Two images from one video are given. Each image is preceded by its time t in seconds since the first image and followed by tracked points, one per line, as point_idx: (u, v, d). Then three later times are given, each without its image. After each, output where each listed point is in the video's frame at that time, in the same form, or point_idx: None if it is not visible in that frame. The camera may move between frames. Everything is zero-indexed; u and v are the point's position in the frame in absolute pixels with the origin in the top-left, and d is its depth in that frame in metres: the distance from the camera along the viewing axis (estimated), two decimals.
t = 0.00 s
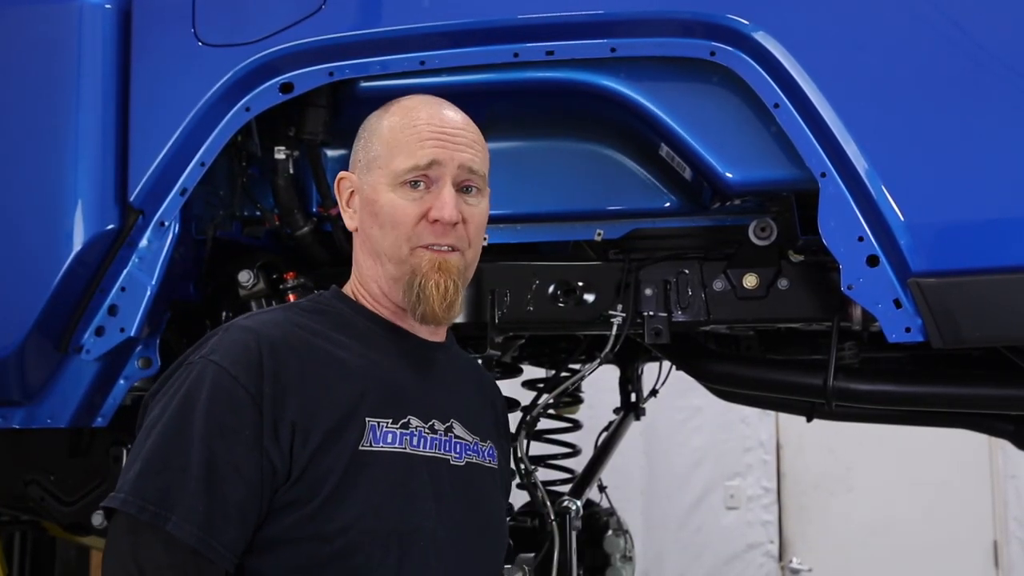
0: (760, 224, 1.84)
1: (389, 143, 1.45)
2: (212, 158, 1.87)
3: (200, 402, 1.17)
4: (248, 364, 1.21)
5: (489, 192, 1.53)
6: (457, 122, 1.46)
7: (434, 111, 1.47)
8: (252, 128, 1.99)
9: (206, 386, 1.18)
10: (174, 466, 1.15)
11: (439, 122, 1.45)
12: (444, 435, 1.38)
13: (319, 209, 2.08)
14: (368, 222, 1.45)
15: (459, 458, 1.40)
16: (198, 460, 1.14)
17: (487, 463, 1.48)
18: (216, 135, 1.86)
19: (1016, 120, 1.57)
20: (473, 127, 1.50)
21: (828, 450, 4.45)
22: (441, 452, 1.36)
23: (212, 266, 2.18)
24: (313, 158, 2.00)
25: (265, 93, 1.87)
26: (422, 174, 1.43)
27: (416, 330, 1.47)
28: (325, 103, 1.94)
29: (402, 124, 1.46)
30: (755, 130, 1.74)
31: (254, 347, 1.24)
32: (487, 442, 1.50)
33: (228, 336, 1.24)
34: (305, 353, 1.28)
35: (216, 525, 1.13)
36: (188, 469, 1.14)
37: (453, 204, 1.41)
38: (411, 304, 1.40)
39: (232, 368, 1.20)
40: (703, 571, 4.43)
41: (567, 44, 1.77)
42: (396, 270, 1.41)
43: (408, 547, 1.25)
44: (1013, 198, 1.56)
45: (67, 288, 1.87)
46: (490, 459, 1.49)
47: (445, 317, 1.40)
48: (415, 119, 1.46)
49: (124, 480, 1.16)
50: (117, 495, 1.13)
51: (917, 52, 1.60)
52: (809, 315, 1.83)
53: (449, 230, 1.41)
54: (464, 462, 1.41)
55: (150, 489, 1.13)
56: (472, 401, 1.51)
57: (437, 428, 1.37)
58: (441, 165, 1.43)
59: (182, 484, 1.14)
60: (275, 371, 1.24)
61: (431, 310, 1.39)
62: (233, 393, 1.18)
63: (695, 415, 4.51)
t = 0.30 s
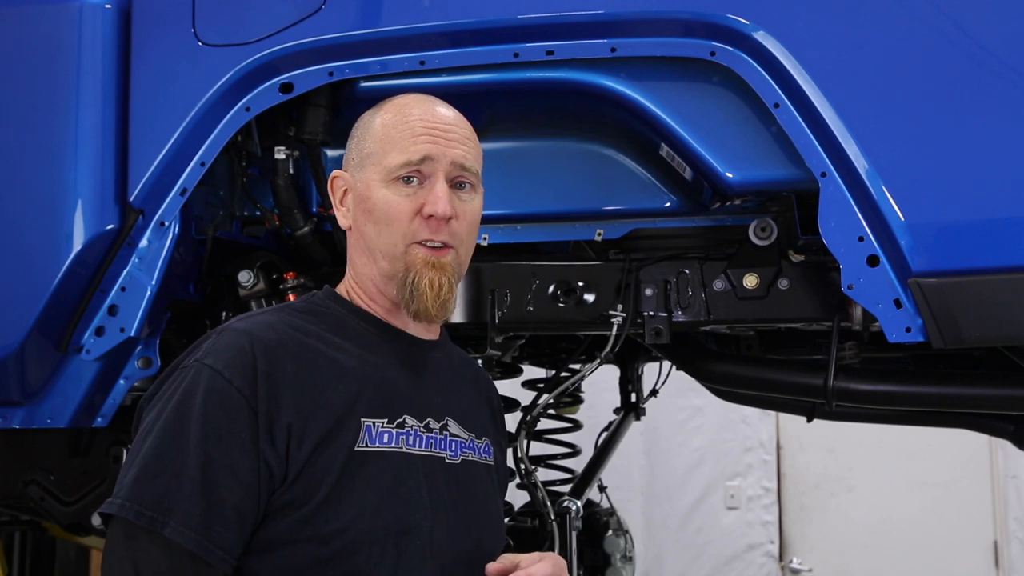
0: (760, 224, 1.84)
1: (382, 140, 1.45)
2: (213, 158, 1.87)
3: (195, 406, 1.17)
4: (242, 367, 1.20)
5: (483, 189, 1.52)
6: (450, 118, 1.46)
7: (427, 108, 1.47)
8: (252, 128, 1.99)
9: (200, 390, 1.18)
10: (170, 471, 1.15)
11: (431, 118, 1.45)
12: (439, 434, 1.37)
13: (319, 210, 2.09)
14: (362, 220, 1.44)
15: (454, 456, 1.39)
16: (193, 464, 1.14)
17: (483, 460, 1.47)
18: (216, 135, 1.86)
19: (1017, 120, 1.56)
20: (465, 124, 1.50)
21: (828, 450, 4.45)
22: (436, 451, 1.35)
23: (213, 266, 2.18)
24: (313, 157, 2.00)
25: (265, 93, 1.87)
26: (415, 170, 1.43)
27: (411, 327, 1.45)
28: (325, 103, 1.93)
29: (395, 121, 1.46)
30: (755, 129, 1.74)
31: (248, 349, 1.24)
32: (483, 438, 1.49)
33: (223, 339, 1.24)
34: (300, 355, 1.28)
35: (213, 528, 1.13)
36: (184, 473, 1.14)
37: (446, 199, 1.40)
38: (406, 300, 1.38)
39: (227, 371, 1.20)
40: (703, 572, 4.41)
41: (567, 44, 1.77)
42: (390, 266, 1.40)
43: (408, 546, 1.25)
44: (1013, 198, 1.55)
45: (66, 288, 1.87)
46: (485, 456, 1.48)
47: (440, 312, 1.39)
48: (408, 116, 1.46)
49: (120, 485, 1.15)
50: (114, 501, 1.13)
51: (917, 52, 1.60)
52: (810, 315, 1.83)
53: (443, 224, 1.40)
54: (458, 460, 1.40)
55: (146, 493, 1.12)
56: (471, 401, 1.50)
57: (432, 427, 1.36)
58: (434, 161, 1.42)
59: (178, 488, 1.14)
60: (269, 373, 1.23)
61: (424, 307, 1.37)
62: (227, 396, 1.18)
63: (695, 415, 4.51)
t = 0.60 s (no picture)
0: (760, 224, 1.84)
1: (367, 138, 1.46)
2: (213, 158, 1.87)
3: (185, 410, 1.17)
4: (231, 370, 1.20)
5: (473, 183, 1.52)
6: (435, 113, 1.46)
7: (411, 104, 1.47)
8: (252, 128, 1.99)
9: (190, 394, 1.18)
10: (162, 475, 1.15)
11: (416, 114, 1.46)
12: (434, 433, 1.36)
13: (319, 210, 2.08)
14: (351, 218, 1.45)
15: (452, 454, 1.39)
16: (184, 468, 1.14)
17: (482, 458, 1.47)
18: (216, 135, 1.86)
19: (1017, 121, 1.56)
20: (451, 119, 1.50)
21: (828, 450, 4.45)
22: (432, 450, 1.35)
23: (213, 266, 2.18)
24: (314, 157, 2.00)
25: (265, 93, 1.87)
26: (401, 166, 1.43)
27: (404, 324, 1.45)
28: (325, 103, 1.93)
29: (380, 119, 1.47)
30: (755, 129, 1.73)
31: (238, 352, 1.23)
32: (482, 436, 1.49)
33: (213, 342, 1.24)
34: (290, 356, 1.28)
35: (205, 531, 1.13)
36: (175, 476, 1.14)
37: (432, 193, 1.40)
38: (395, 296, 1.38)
39: (217, 374, 1.20)
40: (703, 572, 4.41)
41: (567, 44, 1.77)
42: (379, 263, 1.40)
43: (407, 546, 1.25)
44: (1013, 198, 1.55)
45: (66, 288, 1.87)
46: (485, 454, 1.48)
47: (430, 307, 1.39)
48: (393, 114, 1.46)
49: (112, 489, 1.16)
50: (106, 505, 1.13)
51: (917, 52, 1.60)
52: (810, 315, 1.83)
53: (430, 219, 1.41)
54: (456, 458, 1.40)
55: (138, 498, 1.12)
56: (470, 401, 1.50)
57: (427, 426, 1.36)
58: (419, 156, 1.43)
59: (170, 491, 1.14)
60: (259, 375, 1.23)
61: (414, 302, 1.37)
62: (217, 400, 1.18)
63: (696, 415, 4.50)
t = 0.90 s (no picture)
0: (760, 224, 1.84)
1: (367, 139, 1.46)
2: (213, 158, 1.87)
3: (183, 412, 1.17)
4: (229, 372, 1.20)
5: (472, 185, 1.52)
6: (433, 114, 1.46)
7: (410, 106, 1.48)
8: (253, 128, 1.99)
9: (188, 396, 1.18)
10: (161, 477, 1.14)
11: (415, 115, 1.46)
12: (435, 433, 1.36)
13: (320, 210, 2.08)
14: (351, 220, 1.44)
15: (452, 455, 1.39)
16: (182, 470, 1.14)
17: (483, 458, 1.47)
18: (216, 135, 1.86)
19: (1018, 121, 1.56)
20: (450, 120, 1.50)
21: (828, 450, 4.45)
22: (432, 450, 1.35)
23: (213, 266, 2.18)
24: (314, 158, 1.99)
25: (266, 93, 1.87)
26: (401, 167, 1.43)
27: (405, 326, 1.44)
28: (326, 104, 1.93)
29: (379, 120, 1.47)
30: (755, 129, 1.73)
31: (237, 354, 1.24)
32: (484, 436, 1.49)
33: (210, 345, 1.24)
34: (289, 358, 1.28)
35: (203, 534, 1.13)
36: (173, 478, 1.14)
37: (432, 194, 1.40)
38: (398, 297, 1.38)
39: (215, 376, 1.20)
40: (704, 573, 4.40)
41: (568, 44, 1.77)
42: (380, 264, 1.40)
43: (408, 546, 1.25)
44: (1013, 198, 1.55)
45: (67, 289, 1.87)
46: (486, 454, 1.47)
47: (433, 308, 1.38)
48: (392, 115, 1.47)
49: (111, 492, 1.16)
50: (104, 508, 1.13)
51: (917, 52, 1.60)
52: (811, 315, 1.83)
53: (431, 220, 1.41)
54: (456, 458, 1.39)
55: (136, 500, 1.12)
56: (470, 401, 1.50)
57: (428, 426, 1.36)
58: (419, 156, 1.43)
59: (168, 494, 1.14)
60: (258, 376, 1.23)
61: (416, 302, 1.37)
62: (215, 402, 1.18)
63: (697, 416, 4.50)
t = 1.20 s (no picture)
0: (760, 224, 1.84)
1: (395, 130, 1.48)
2: (213, 158, 1.87)
3: (178, 416, 1.17)
4: (223, 375, 1.20)
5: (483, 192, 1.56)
6: (461, 115, 1.51)
7: (439, 104, 1.51)
8: (253, 128, 1.99)
9: (183, 400, 1.18)
10: (157, 481, 1.15)
11: (444, 113, 1.49)
12: (431, 434, 1.36)
13: (320, 209, 2.08)
14: (369, 207, 1.44)
15: (450, 455, 1.39)
16: (178, 474, 1.14)
17: (482, 458, 1.46)
18: (216, 135, 1.86)
19: (1018, 121, 1.56)
20: (472, 124, 1.54)
21: (828, 450, 4.45)
22: (429, 451, 1.35)
23: (213, 266, 2.18)
24: (314, 158, 1.99)
25: (266, 93, 1.87)
26: (427, 160, 1.45)
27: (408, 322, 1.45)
28: (326, 104, 1.93)
29: (408, 113, 1.49)
30: (755, 130, 1.74)
31: (231, 357, 1.24)
32: (482, 436, 1.48)
33: (205, 348, 1.24)
34: (284, 361, 1.28)
35: (200, 537, 1.13)
36: (168, 482, 1.14)
37: (458, 188, 1.43)
38: (414, 286, 1.38)
39: (209, 380, 1.20)
40: (704, 573, 4.40)
41: (568, 44, 1.77)
42: (397, 251, 1.41)
43: (407, 546, 1.25)
44: (1013, 198, 1.55)
45: (67, 289, 1.87)
46: (484, 453, 1.47)
47: (448, 300, 1.39)
48: (422, 109, 1.49)
49: (107, 497, 1.16)
50: (101, 513, 1.13)
51: (917, 52, 1.60)
52: (811, 316, 1.83)
53: (453, 213, 1.42)
54: (453, 458, 1.39)
55: (132, 505, 1.13)
56: (468, 402, 1.50)
57: (424, 427, 1.36)
58: (446, 151, 1.46)
59: (164, 498, 1.14)
60: (253, 379, 1.23)
61: (433, 292, 1.37)
62: (209, 405, 1.18)
63: (696, 416, 4.50)
